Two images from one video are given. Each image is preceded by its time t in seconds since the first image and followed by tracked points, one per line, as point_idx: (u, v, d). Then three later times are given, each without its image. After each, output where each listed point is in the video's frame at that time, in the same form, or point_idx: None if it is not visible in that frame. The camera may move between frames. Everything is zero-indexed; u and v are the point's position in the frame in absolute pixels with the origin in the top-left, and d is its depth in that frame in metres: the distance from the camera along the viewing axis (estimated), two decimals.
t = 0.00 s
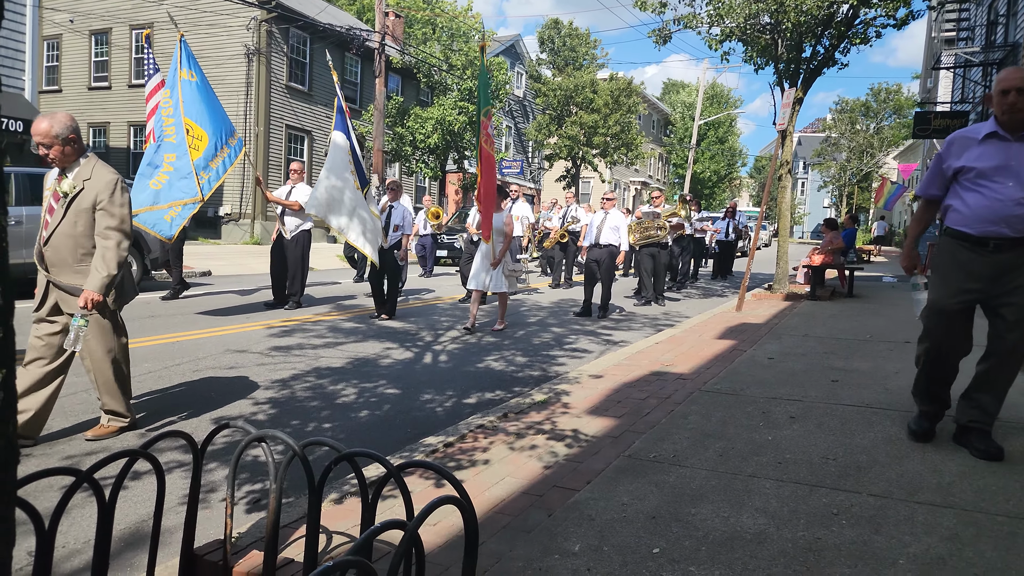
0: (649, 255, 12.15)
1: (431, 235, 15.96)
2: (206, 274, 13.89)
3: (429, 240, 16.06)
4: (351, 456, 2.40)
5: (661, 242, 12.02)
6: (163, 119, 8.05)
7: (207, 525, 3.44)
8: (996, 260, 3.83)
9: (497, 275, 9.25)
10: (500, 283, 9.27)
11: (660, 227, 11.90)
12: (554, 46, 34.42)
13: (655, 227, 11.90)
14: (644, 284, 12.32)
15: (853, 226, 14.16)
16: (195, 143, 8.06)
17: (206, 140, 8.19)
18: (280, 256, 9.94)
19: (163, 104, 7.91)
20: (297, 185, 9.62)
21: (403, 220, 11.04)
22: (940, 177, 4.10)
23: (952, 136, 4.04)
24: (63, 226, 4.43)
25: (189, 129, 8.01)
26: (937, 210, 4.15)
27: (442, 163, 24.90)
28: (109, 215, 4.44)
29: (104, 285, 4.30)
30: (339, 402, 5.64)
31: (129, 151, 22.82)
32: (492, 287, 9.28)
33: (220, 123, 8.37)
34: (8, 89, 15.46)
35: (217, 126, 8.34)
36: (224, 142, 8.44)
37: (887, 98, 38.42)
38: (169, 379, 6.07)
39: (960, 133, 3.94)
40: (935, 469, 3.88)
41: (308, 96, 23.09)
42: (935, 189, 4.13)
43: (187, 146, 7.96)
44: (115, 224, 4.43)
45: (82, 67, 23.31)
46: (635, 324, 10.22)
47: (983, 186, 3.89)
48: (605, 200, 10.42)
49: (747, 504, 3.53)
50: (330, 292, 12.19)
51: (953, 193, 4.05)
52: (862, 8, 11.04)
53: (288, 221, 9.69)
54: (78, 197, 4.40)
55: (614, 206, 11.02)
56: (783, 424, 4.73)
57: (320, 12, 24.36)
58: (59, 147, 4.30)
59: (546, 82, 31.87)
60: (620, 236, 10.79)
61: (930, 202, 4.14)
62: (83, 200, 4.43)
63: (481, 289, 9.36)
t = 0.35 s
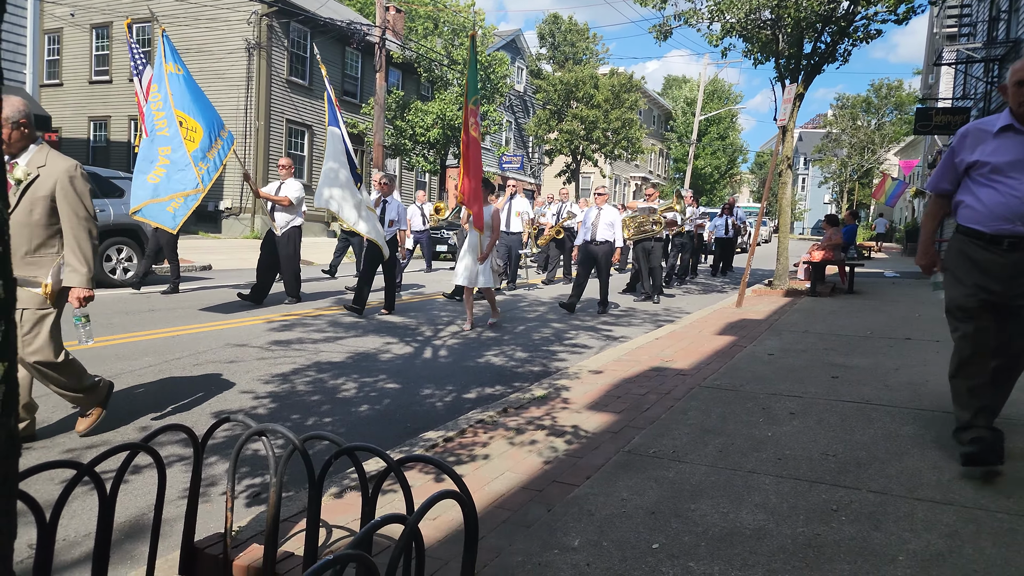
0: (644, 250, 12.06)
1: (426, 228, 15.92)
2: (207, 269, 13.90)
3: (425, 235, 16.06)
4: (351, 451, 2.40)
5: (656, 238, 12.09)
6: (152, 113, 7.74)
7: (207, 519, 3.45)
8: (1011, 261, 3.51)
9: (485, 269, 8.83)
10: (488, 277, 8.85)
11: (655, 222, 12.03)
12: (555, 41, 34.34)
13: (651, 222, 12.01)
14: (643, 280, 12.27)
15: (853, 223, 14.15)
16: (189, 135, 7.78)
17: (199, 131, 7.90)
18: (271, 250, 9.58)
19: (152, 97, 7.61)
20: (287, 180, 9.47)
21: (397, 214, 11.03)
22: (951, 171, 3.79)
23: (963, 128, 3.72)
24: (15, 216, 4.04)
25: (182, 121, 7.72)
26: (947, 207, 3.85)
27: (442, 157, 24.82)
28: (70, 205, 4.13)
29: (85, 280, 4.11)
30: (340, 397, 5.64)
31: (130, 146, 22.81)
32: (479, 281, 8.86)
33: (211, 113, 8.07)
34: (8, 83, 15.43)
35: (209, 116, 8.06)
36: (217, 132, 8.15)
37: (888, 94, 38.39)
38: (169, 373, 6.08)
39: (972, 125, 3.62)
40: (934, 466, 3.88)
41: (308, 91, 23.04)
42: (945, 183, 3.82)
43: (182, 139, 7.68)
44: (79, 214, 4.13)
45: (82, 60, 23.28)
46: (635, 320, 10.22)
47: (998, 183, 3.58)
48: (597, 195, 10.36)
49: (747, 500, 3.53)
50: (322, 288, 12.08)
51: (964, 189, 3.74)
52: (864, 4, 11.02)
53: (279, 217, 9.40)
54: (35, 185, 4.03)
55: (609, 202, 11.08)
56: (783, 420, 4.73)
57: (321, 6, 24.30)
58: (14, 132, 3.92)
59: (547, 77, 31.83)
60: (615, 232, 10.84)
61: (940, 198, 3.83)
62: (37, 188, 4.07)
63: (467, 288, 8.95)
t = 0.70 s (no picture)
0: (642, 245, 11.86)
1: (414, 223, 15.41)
2: (206, 264, 13.88)
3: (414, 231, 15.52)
4: (351, 445, 2.40)
5: (650, 230, 11.80)
6: (137, 100, 7.60)
7: (208, 514, 3.46)
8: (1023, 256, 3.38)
9: (475, 266, 8.69)
10: (476, 274, 8.70)
11: (649, 214, 11.88)
12: (554, 34, 34.30)
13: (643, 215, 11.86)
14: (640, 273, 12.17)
15: (853, 216, 14.13)
16: (174, 122, 7.62)
17: (185, 118, 7.72)
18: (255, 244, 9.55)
19: (134, 85, 7.46)
20: (266, 172, 9.50)
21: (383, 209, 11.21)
22: (952, 169, 3.66)
23: (963, 121, 3.59)
24: None
25: (166, 109, 7.56)
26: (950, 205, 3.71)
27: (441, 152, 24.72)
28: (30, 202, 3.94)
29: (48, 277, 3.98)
30: (339, 391, 5.64)
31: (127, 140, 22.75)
32: (468, 277, 8.73)
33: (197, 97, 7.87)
34: (5, 78, 15.38)
35: (196, 101, 7.88)
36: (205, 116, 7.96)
37: (887, 87, 38.33)
38: (169, 368, 6.08)
39: (970, 119, 3.51)
40: (933, 458, 3.89)
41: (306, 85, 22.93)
42: (946, 182, 3.68)
43: (166, 127, 7.54)
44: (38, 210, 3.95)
45: (80, 55, 23.19)
46: (634, 314, 10.23)
47: (1004, 175, 3.45)
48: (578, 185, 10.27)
49: (746, 492, 3.54)
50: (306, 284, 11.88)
51: (968, 185, 3.60)
52: None
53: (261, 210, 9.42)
54: None
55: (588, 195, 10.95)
56: (783, 413, 4.74)
57: None
58: None
59: (545, 71, 31.74)
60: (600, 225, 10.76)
61: (942, 197, 3.69)
62: None
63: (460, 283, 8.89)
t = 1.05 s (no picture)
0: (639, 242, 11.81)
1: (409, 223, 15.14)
2: (206, 260, 13.89)
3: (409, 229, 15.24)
4: (350, 442, 2.39)
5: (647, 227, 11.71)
6: (118, 90, 7.46)
7: (206, 511, 3.45)
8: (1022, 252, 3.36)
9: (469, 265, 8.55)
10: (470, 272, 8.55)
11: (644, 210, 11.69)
12: (555, 32, 34.20)
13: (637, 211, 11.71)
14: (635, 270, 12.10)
15: (853, 214, 14.12)
16: (154, 116, 7.48)
17: (167, 113, 7.59)
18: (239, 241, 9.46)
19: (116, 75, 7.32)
20: (255, 167, 9.30)
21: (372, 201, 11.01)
22: (951, 163, 3.64)
23: (960, 114, 3.57)
24: None
25: (146, 101, 7.42)
26: (950, 200, 3.69)
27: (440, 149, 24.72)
28: None
29: None
30: (339, 388, 5.64)
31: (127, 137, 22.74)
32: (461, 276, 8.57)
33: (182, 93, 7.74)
34: (4, 74, 15.36)
35: (179, 96, 7.74)
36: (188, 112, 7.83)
37: (886, 85, 38.33)
38: (169, 364, 6.08)
39: (967, 113, 3.50)
40: (933, 455, 3.89)
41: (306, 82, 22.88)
42: (945, 176, 3.66)
43: (146, 120, 7.41)
44: None
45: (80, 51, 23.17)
46: (634, 311, 10.24)
47: (1002, 168, 3.42)
48: (566, 180, 10.13)
49: (746, 489, 3.54)
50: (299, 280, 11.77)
51: (966, 179, 3.58)
52: None
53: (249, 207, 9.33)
54: None
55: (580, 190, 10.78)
56: (783, 410, 4.74)
57: None
58: None
59: (545, 68, 31.71)
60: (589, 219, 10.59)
61: (942, 192, 3.67)
62: None
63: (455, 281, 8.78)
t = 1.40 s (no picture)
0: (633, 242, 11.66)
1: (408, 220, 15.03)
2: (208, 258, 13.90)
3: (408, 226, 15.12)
4: (350, 439, 2.40)
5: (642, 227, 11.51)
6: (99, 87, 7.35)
7: (207, 507, 3.47)
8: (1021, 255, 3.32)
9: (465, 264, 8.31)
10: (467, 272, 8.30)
11: (641, 209, 11.43)
12: (558, 30, 33.88)
13: (633, 210, 11.45)
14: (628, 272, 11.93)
15: (854, 214, 14.08)
16: (135, 116, 7.40)
17: (149, 113, 7.52)
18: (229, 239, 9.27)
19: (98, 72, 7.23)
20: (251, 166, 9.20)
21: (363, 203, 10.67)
22: (953, 162, 3.65)
23: (964, 112, 3.57)
24: None
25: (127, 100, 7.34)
26: (955, 200, 3.69)
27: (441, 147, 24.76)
28: None
29: None
30: (339, 385, 5.66)
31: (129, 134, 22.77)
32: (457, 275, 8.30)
33: (166, 95, 7.67)
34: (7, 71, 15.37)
35: (163, 97, 7.66)
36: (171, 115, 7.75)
37: (888, 85, 38.31)
38: (171, 362, 6.09)
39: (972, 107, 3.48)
40: (933, 456, 3.89)
41: (308, 80, 22.85)
42: (948, 176, 3.68)
43: (126, 120, 7.34)
44: None
45: (83, 49, 23.20)
46: (634, 310, 10.25)
47: (1004, 167, 3.39)
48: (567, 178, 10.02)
49: (746, 490, 3.54)
50: (292, 279, 11.66)
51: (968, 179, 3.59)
52: None
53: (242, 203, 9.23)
54: None
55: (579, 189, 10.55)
56: (783, 410, 4.74)
57: None
58: None
59: (547, 67, 31.68)
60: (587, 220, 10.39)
61: (946, 192, 3.68)
62: None
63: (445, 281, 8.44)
